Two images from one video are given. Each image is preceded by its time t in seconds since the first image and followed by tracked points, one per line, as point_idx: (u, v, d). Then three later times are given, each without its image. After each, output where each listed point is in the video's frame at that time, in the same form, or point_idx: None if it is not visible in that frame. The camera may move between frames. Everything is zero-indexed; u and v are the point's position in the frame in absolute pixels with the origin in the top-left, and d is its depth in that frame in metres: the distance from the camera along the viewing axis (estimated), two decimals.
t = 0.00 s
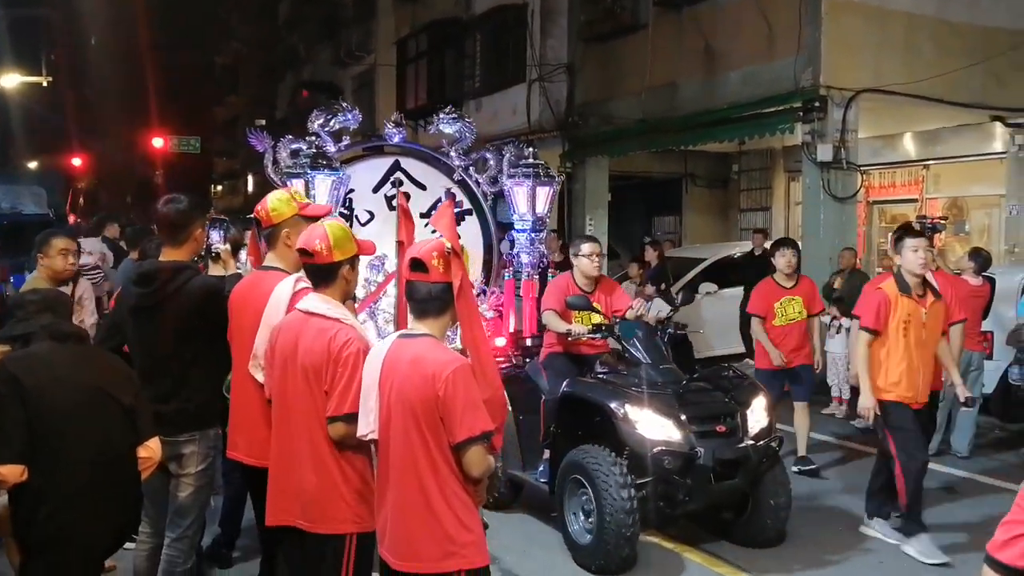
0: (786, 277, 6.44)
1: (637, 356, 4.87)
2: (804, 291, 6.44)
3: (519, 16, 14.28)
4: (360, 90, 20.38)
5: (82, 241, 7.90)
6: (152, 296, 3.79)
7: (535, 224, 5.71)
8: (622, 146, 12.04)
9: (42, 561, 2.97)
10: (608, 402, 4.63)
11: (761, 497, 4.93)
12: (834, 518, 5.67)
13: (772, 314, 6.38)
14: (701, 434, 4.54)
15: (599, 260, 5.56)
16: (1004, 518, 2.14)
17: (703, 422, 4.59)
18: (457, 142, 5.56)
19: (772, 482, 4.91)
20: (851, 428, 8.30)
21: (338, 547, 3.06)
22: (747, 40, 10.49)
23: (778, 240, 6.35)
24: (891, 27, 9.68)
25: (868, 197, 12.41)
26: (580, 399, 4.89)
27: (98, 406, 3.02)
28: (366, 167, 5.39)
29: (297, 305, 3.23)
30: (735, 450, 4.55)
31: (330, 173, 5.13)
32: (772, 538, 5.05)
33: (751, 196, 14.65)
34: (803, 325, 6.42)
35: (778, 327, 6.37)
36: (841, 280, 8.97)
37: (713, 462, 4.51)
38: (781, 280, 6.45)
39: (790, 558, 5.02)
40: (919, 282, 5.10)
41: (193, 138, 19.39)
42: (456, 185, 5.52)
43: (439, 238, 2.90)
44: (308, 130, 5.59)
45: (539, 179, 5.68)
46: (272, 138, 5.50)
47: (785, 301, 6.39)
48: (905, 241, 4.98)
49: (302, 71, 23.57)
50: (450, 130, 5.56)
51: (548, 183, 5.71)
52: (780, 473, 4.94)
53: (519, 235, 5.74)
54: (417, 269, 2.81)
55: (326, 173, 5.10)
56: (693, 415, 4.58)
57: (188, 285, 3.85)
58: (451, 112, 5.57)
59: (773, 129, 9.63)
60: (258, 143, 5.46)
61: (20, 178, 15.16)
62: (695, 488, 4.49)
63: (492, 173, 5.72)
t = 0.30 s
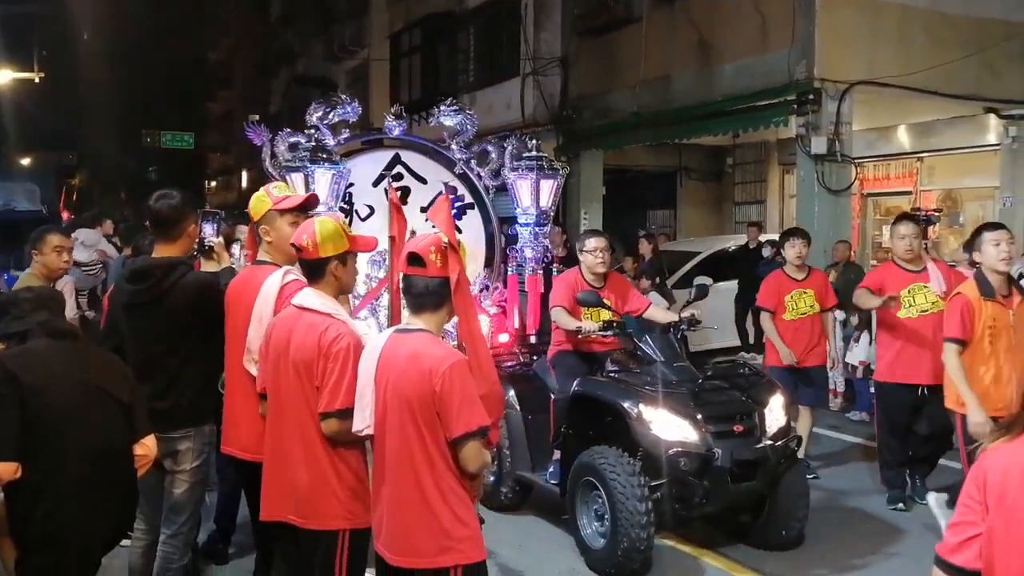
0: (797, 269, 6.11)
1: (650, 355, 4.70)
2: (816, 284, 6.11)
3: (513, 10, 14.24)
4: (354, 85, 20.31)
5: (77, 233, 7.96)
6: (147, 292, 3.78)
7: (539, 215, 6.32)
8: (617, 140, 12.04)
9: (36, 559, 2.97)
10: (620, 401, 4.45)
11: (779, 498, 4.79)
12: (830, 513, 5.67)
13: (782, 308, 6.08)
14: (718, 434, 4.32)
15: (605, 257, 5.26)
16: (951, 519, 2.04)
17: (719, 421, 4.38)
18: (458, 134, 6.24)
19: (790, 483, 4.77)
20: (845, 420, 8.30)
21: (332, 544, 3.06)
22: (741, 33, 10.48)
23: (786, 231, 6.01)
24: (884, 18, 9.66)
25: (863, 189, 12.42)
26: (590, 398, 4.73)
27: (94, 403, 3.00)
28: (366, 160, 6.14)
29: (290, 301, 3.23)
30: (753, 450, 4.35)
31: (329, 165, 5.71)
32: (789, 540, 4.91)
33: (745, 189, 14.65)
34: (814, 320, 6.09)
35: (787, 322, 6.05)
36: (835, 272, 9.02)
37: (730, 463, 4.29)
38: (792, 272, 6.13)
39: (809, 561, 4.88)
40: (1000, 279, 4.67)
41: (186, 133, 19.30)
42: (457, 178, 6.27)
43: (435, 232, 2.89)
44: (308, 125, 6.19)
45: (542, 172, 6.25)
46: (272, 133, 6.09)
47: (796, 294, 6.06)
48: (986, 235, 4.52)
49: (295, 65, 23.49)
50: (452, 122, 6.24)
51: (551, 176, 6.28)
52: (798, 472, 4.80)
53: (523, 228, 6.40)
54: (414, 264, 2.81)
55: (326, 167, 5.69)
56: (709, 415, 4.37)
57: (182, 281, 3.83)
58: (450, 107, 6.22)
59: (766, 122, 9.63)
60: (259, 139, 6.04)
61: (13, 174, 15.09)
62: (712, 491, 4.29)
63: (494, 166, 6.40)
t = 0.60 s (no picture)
0: (800, 269, 5.78)
1: (663, 354, 4.47)
2: (821, 284, 5.77)
3: (507, 7, 14.24)
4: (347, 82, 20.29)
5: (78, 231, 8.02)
6: (140, 290, 3.78)
7: (545, 212, 6.61)
8: (611, 137, 12.07)
9: (30, 559, 2.96)
10: (634, 403, 4.21)
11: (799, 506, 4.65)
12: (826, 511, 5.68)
13: (786, 310, 5.76)
14: (735, 438, 4.16)
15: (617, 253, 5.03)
16: (825, 527, 1.89)
17: (737, 425, 4.21)
18: (458, 129, 7.07)
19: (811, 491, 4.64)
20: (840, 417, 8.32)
21: (320, 541, 3.06)
22: (734, 31, 10.50)
23: (789, 230, 5.68)
24: (878, 14, 9.64)
25: (856, 185, 12.46)
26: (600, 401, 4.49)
27: (88, 401, 2.99)
28: (368, 156, 7.05)
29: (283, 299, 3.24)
30: (772, 455, 4.19)
31: (329, 158, 6.56)
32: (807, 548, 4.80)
33: (739, 186, 14.67)
34: (819, 322, 5.79)
35: (791, 325, 5.75)
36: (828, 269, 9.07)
37: (748, 468, 4.12)
38: (794, 272, 5.80)
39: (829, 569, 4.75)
40: None
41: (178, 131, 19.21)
42: (459, 174, 7.10)
43: (431, 231, 2.89)
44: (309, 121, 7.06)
45: (546, 169, 6.60)
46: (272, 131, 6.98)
47: (801, 296, 5.74)
48: None
49: (287, 63, 23.41)
50: (452, 117, 7.06)
51: (556, 173, 6.62)
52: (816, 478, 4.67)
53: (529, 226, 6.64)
54: (410, 262, 2.80)
55: (325, 163, 6.51)
56: (727, 418, 4.19)
57: (175, 279, 3.83)
58: (450, 104, 7.04)
59: (760, 119, 9.75)
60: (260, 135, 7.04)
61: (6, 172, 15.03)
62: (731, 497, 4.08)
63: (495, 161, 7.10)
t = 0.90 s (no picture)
0: (800, 265, 5.69)
1: (679, 356, 4.38)
2: (822, 281, 5.68)
3: (501, 5, 14.23)
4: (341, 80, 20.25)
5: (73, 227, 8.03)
6: (130, 289, 3.79)
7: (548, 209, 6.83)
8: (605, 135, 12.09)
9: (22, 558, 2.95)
10: (650, 408, 4.13)
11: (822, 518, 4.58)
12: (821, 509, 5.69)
13: (787, 308, 5.65)
14: (755, 444, 4.08)
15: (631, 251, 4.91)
16: (754, 515, 1.98)
17: (757, 430, 4.12)
18: (461, 128, 7.53)
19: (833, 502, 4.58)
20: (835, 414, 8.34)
21: (309, 539, 3.06)
22: (728, 29, 10.51)
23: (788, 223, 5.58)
24: (871, 13, 9.64)
25: (849, 184, 12.49)
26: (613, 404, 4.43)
27: (79, 397, 2.98)
28: (371, 155, 7.40)
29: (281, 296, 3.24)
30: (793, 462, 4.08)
31: (329, 154, 6.70)
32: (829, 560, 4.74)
33: (733, 183, 14.70)
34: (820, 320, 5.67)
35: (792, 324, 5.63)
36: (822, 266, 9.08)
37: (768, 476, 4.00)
38: (795, 269, 5.70)
39: None
40: None
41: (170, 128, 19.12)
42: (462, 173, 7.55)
43: (427, 228, 2.88)
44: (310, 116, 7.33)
45: (551, 167, 6.72)
46: (273, 127, 7.27)
47: (801, 293, 5.64)
48: None
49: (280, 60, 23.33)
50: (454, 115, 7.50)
51: (561, 169, 6.75)
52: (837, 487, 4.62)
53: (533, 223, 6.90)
54: (406, 259, 2.80)
55: (326, 159, 6.67)
56: (746, 423, 4.09)
57: (166, 275, 3.85)
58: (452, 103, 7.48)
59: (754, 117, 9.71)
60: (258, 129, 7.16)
61: None
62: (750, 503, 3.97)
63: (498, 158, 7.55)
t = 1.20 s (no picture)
0: (809, 275, 5.49)
1: (690, 365, 4.34)
2: (831, 292, 5.49)
3: (494, 8, 14.21)
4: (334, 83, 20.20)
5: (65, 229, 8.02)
6: (123, 291, 3.77)
7: (552, 213, 6.90)
8: (600, 140, 12.11)
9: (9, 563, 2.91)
10: (662, 420, 4.07)
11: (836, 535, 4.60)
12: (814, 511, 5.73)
13: (794, 320, 5.46)
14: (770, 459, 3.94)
15: (641, 257, 4.85)
16: (752, 537, 2.00)
17: (770, 444, 3.99)
18: (463, 127, 7.57)
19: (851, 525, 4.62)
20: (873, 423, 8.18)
21: (300, 544, 3.06)
22: (722, 36, 10.53)
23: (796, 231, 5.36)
24: (863, 19, 9.67)
25: (841, 190, 12.52)
26: (624, 415, 4.37)
27: (69, 400, 2.95)
28: (368, 155, 7.52)
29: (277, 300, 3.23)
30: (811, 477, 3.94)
31: (328, 156, 6.70)
32: None
33: (725, 189, 14.74)
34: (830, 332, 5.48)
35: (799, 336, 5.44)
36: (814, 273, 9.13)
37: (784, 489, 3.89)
38: (804, 278, 5.50)
39: None
40: None
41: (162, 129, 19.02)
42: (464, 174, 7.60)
43: (420, 232, 2.87)
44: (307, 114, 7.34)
45: (555, 170, 6.85)
46: (271, 127, 7.23)
47: (809, 304, 5.46)
48: None
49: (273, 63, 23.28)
50: (455, 112, 7.53)
51: (564, 173, 6.88)
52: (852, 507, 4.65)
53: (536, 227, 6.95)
54: (399, 262, 2.79)
55: (325, 160, 6.68)
56: (760, 435, 3.98)
57: (159, 276, 3.84)
58: (454, 100, 7.51)
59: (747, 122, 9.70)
60: (255, 130, 7.12)
61: None
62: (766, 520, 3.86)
63: (498, 160, 7.54)
